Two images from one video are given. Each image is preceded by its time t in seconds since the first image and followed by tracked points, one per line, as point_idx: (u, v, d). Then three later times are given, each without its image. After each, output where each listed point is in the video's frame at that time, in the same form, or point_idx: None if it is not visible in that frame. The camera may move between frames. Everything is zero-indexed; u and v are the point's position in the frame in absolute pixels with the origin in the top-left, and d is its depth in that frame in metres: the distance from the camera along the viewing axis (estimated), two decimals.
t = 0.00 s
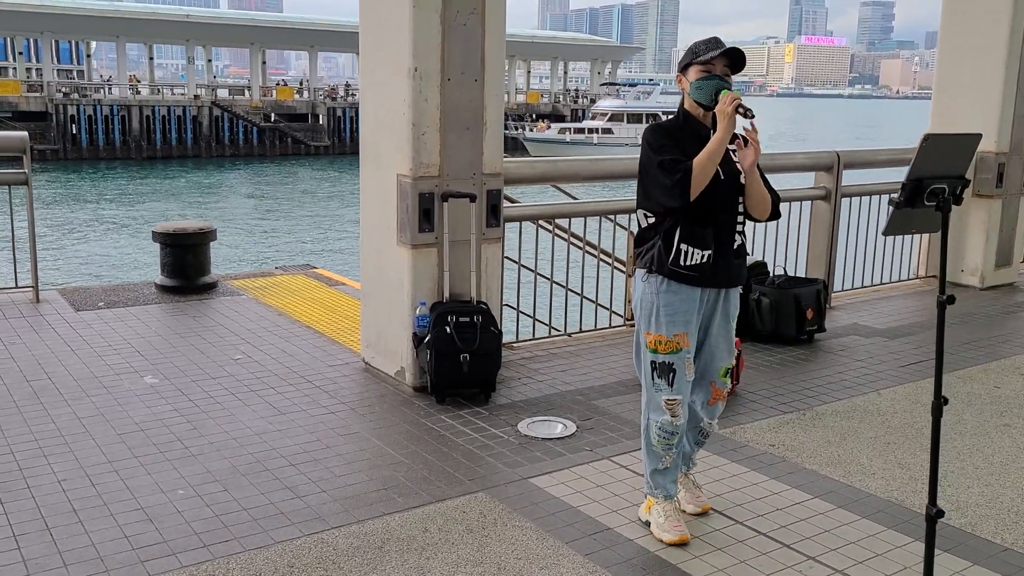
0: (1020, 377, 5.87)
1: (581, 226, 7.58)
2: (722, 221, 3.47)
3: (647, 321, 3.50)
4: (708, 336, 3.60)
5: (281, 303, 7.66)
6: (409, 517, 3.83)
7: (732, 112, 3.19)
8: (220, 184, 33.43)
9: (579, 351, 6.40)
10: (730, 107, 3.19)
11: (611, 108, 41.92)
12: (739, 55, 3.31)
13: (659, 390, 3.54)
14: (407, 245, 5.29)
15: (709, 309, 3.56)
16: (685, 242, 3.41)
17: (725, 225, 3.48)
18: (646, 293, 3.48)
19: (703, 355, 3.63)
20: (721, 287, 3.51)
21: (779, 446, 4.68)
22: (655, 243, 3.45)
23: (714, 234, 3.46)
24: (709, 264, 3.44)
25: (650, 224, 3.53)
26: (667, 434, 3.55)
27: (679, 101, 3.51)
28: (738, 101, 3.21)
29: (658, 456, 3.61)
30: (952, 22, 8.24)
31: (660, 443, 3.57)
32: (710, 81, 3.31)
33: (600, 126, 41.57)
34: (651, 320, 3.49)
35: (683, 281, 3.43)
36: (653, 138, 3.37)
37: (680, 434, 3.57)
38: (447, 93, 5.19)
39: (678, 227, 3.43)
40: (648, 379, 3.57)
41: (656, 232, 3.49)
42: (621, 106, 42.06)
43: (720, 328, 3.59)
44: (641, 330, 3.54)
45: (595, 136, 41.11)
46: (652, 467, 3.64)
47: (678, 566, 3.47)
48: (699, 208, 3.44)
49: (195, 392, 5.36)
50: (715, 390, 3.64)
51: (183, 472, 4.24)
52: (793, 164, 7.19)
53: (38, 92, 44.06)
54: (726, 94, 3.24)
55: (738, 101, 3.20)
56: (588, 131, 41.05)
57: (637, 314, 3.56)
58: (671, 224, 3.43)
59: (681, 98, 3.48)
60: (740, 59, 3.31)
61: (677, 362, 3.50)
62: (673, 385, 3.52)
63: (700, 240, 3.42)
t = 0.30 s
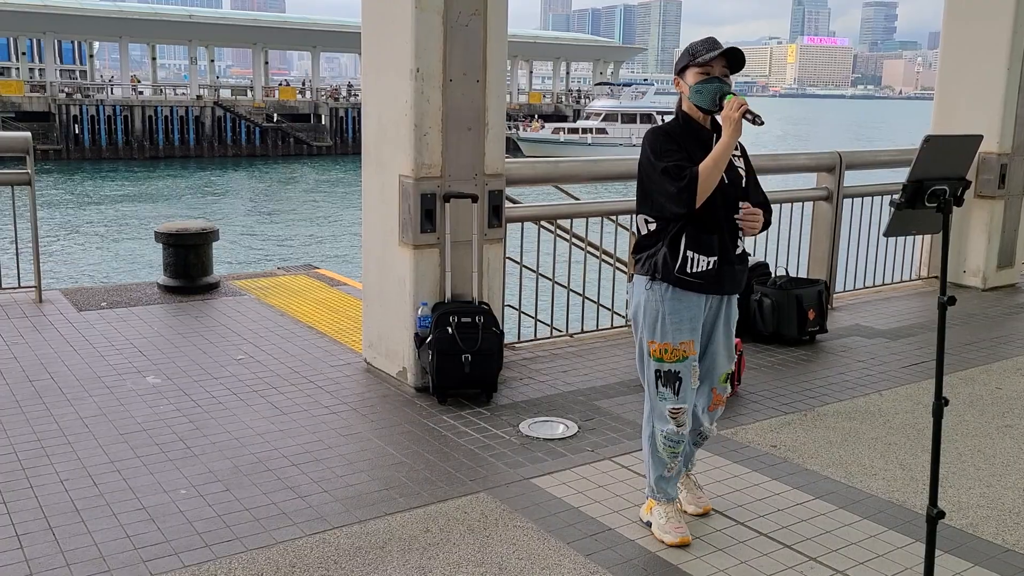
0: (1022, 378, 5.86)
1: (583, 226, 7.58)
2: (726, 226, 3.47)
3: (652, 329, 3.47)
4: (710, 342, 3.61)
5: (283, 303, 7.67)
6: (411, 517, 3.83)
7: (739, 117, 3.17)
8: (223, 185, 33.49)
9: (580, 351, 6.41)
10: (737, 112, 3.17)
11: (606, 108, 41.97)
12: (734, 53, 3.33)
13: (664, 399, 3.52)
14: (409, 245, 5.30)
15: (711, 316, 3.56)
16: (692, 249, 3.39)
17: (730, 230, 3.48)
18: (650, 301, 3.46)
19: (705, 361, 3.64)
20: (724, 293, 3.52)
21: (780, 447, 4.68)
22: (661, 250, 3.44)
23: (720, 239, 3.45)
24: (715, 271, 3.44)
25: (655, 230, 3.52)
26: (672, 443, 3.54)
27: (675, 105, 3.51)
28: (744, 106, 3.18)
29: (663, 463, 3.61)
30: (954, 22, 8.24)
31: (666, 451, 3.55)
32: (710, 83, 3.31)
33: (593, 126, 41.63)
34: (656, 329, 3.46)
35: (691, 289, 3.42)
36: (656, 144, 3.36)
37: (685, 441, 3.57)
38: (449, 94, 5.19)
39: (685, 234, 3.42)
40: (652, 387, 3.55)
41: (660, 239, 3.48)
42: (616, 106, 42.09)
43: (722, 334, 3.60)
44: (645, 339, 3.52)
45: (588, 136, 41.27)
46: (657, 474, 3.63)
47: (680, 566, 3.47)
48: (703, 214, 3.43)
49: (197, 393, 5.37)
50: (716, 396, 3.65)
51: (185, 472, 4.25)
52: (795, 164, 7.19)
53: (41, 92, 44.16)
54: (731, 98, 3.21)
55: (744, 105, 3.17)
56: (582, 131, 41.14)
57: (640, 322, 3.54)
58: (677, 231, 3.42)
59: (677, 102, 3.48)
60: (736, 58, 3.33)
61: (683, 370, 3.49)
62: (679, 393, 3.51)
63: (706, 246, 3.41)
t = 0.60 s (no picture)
0: None
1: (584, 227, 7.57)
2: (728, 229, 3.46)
3: (655, 336, 3.46)
4: (714, 347, 3.60)
5: (285, 303, 7.67)
6: (412, 518, 3.83)
7: (743, 118, 3.17)
8: (224, 185, 33.52)
9: (582, 352, 6.40)
10: (741, 114, 3.16)
11: (600, 109, 41.94)
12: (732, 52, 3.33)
13: (667, 404, 3.51)
14: (410, 246, 5.30)
15: (714, 321, 3.56)
16: (696, 255, 3.38)
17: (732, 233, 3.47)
18: (653, 309, 3.44)
19: (709, 366, 3.63)
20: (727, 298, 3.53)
21: (782, 448, 4.68)
22: (664, 255, 3.42)
23: (723, 243, 3.44)
24: (718, 275, 3.45)
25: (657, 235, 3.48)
26: (676, 447, 3.54)
27: (670, 107, 3.49)
28: (746, 107, 3.18)
29: (665, 467, 3.60)
30: (956, 23, 8.23)
31: (669, 455, 3.55)
32: (709, 84, 3.31)
33: (586, 126, 41.62)
34: (659, 336, 3.45)
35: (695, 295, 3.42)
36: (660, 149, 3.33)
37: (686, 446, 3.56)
38: (450, 94, 5.19)
39: (689, 239, 3.39)
40: (654, 393, 3.54)
41: (663, 244, 3.45)
42: (608, 107, 42.03)
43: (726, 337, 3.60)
44: (647, 346, 3.50)
45: (581, 137, 41.32)
46: (659, 477, 3.62)
47: (681, 567, 3.47)
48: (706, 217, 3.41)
49: (199, 393, 5.37)
50: (723, 401, 3.64)
51: (186, 473, 4.25)
52: (797, 165, 7.18)
53: (42, 92, 44.24)
54: (732, 101, 3.21)
55: (747, 107, 3.17)
56: (575, 132, 41.13)
57: (641, 330, 3.52)
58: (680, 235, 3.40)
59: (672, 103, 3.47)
60: (733, 57, 3.33)
61: (686, 376, 3.49)
62: (682, 399, 3.50)
63: (710, 251, 3.40)
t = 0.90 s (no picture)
0: None
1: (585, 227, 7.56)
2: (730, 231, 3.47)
3: (661, 340, 3.45)
4: (720, 349, 3.60)
5: (286, 303, 7.67)
6: (413, 518, 3.83)
7: (745, 118, 3.15)
8: (226, 185, 33.52)
9: (583, 352, 6.40)
10: (742, 114, 3.15)
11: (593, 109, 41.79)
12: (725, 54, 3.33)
13: (673, 408, 3.50)
14: (411, 245, 5.30)
15: (718, 324, 3.58)
16: (703, 260, 3.38)
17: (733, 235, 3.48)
18: (659, 314, 3.43)
19: (720, 368, 3.61)
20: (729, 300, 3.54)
21: (784, 449, 4.67)
22: (672, 260, 3.38)
23: (726, 246, 3.44)
24: (723, 279, 3.45)
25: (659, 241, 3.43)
26: (679, 450, 3.53)
27: (663, 113, 3.47)
28: (746, 106, 3.17)
29: (667, 470, 3.60)
30: (957, 22, 8.22)
31: (672, 459, 3.55)
32: (705, 87, 3.29)
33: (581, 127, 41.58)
34: (666, 340, 3.44)
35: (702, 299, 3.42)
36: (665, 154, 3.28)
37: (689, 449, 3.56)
38: (451, 94, 5.19)
39: (695, 245, 3.38)
40: (660, 398, 3.52)
41: (669, 250, 3.42)
42: (600, 107, 41.91)
43: (733, 339, 3.59)
44: (652, 350, 3.49)
45: (573, 137, 41.11)
46: (662, 480, 3.61)
47: (682, 568, 3.46)
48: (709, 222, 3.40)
49: (200, 393, 5.36)
50: (739, 403, 3.59)
51: (187, 473, 4.25)
52: (798, 165, 7.17)
53: (43, 92, 44.26)
54: (732, 100, 3.19)
55: (749, 107, 3.15)
56: (565, 133, 40.90)
57: (646, 335, 3.50)
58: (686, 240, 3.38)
59: (666, 108, 3.45)
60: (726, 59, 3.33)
61: (693, 379, 3.48)
62: (688, 403, 3.50)
63: (716, 255, 3.40)
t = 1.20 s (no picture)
0: None
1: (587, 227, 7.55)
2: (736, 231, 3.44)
3: (666, 340, 3.44)
4: (725, 347, 3.59)
5: (287, 303, 7.66)
6: (414, 518, 3.82)
7: (742, 120, 3.14)
8: (227, 185, 33.53)
9: (585, 352, 6.39)
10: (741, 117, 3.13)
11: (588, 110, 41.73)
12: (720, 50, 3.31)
13: (677, 408, 3.49)
14: (412, 246, 5.29)
15: (722, 322, 3.57)
16: (709, 262, 3.36)
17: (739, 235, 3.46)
18: (665, 315, 3.41)
19: (727, 367, 3.60)
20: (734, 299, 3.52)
21: (786, 449, 4.66)
22: (677, 263, 3.37)
23: (732, 248, 3.42)
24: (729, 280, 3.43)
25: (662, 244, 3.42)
26: (683, 449, 3.52)
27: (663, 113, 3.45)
28: (745, 108, 3.16)
29: (669, 469, 3.59)
30: (959, 22, 8.21)
31: (676, 458, 3.54)
32: (703, 87, 3.28)
33: (574, 128, 41.55)
34: (671, 340, 3.43)
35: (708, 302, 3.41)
36: (666, 158, 3.27)
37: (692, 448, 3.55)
38: (453, 94, 5.18)
39: (701, 248, 3.36)
40: (665, 398, 3.51)
41: (674, 253, 3.40)
42: (594, 107, 41.84)
43: (738, 336, 3.59)
44: (656, 350, 3.47)
45: (567, 138, 40.94)
46: (663, 479, 3.61)
47: (684, 569, 3.45)
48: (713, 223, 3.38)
49: (201, 393, 5.36)
50: (753, 395, 3.60)
51: (188, 473, 4.24)
52: (800, 165, 7.16)
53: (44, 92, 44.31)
54: (731, 102, 3.18)
55: (746, 109, 3.14)
56: (558, 134, 40.72)
57: (651, 335, 3.49)
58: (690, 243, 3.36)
59: (665, 109, 3.43)
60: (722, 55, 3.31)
61: (698, 379, 3.47)
62: (693, 402, 3.49)
63: (721, 257, 3.38)
